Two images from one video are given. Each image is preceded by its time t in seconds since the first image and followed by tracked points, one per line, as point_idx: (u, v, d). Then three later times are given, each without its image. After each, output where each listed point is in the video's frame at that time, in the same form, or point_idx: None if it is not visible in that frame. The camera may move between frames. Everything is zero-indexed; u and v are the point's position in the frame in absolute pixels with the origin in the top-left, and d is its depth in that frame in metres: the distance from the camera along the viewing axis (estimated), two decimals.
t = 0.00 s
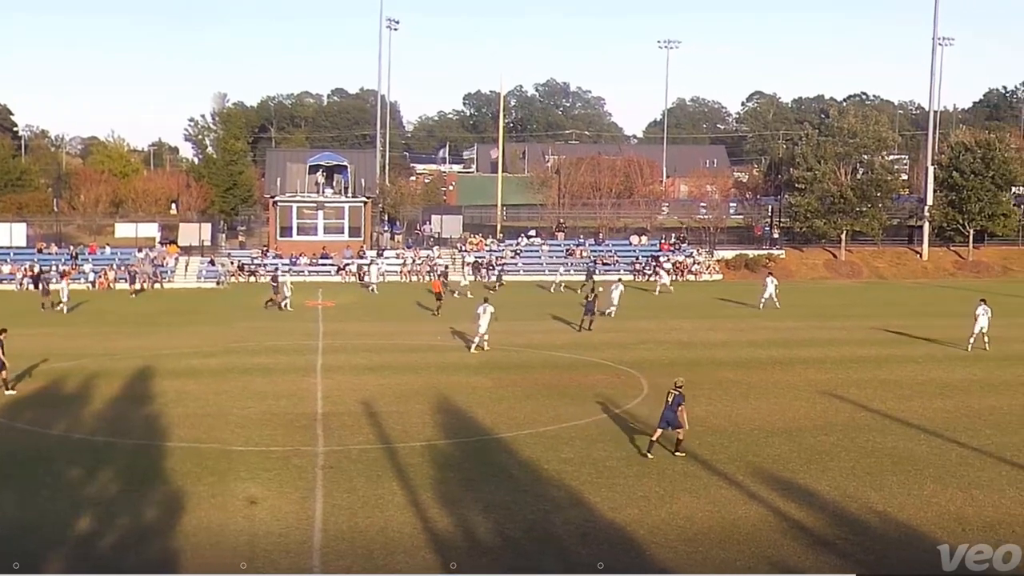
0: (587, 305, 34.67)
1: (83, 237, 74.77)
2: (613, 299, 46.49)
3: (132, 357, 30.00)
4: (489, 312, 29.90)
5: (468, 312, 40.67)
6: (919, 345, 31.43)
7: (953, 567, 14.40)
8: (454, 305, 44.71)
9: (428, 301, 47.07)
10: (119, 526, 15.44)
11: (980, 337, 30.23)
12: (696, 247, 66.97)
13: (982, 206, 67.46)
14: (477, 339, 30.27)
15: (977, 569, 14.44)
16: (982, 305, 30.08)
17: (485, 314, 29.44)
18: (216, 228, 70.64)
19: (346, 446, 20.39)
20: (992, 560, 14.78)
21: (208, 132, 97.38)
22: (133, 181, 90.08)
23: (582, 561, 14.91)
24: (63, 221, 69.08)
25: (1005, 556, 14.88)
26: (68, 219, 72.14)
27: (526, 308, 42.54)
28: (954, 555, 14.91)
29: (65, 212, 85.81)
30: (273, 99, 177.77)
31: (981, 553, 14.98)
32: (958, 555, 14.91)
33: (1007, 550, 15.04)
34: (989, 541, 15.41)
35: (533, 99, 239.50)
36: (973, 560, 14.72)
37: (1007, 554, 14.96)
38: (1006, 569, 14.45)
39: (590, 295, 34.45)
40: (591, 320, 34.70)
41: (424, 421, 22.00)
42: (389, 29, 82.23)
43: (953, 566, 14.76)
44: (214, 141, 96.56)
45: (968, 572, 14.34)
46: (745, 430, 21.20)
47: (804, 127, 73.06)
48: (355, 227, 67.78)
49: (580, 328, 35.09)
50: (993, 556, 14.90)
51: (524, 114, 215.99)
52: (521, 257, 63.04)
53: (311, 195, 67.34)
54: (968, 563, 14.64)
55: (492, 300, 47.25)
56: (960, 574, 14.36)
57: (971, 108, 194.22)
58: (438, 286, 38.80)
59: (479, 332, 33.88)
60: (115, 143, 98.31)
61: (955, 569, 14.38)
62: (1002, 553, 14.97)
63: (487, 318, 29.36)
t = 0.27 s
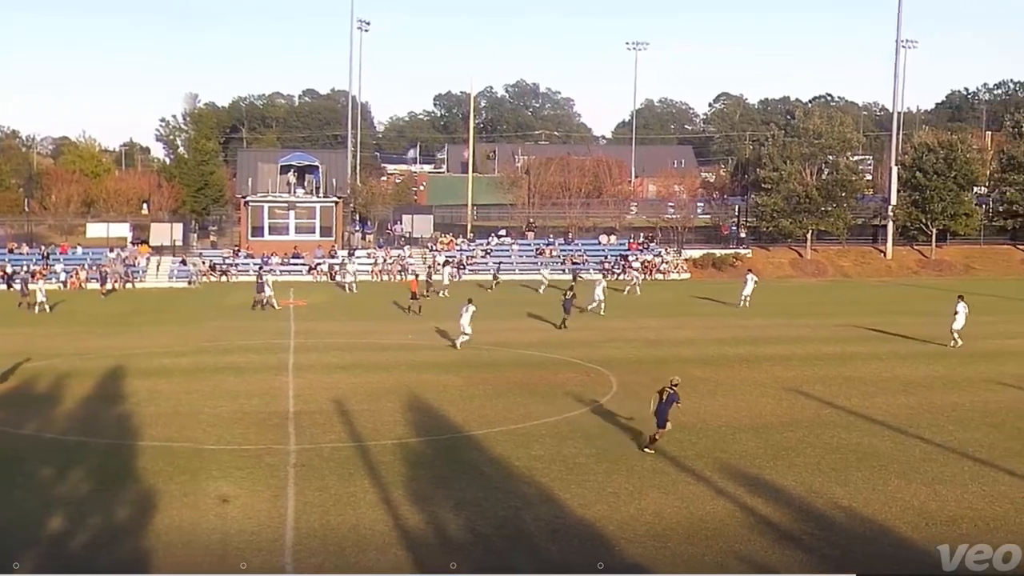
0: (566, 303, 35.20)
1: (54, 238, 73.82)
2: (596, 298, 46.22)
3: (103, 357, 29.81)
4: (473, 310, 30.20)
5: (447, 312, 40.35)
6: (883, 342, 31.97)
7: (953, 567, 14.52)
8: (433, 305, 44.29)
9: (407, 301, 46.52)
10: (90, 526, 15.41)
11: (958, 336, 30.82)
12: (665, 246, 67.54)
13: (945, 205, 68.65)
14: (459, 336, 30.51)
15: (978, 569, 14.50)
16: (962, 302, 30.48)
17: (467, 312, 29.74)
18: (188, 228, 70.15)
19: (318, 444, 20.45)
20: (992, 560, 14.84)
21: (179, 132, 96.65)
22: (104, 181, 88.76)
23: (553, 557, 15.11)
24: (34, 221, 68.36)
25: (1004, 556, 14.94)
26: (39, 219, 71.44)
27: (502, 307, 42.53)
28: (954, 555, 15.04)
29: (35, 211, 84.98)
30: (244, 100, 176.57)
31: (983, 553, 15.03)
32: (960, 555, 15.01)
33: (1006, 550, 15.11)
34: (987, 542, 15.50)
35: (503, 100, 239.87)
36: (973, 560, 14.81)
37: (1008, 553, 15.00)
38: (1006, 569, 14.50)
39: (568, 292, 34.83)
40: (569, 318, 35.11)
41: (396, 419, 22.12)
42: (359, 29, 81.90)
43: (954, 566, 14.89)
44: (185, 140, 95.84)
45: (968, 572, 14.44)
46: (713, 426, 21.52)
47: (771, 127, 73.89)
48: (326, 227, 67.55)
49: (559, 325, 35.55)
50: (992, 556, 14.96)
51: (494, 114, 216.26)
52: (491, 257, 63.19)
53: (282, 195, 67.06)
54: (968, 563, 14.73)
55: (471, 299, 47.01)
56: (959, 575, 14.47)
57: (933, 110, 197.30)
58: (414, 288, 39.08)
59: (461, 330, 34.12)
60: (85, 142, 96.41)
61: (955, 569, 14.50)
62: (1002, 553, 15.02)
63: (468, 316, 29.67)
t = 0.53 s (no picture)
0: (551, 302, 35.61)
1: (27, 238, 72.92)
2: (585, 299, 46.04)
3: (77, 356, 29.63)
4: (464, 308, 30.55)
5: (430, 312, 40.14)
6: (850, 339, 32.49)
7: (954, 567, 14.55)
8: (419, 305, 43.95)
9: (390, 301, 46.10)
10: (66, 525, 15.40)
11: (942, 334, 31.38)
12: (636, 245, 68.06)
13: (909, 205, 69.74)
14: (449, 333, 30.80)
15: (977, 571, 14.54)
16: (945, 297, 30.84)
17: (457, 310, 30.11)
18: (162, 229, 69.63)
19: (291, 442, 20.52)
20: (992, 561, 14.87)
21: (153, 133, 95.74)
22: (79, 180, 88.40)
23: (525, 552, 15.33)
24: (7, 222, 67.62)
25: (1004, 556, 14.99)
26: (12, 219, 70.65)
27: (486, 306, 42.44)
28: (954, 555, 15.07)
29: (9, 211, 84.15)
30: (217, 100, 175.41)
31: (985, 555, 15.06)
32: (961, 557, 15.01)
33: (1006, 549, 15.18)
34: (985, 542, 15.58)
35: (475, 101, 240.11)
36: (974, 561, 14.83)
37: (1007, 556, 15.05)
38: (1006, 569, 14.54)
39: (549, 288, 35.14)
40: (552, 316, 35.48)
41: (369, 417, 22.24)
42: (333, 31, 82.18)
43: (953, 566, 14.92)
44: (159, 141, 94.99)
45: (968, 572, 14.48)
46: (682, 423, 21.83)
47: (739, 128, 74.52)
48: (300, 227, 67.34)
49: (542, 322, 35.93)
50: (993, 555, 15.02)
51: (466, 115, 216.44)
52: (464, 256, 63.38)
53: (256, 195, 66.75)
54: (968, 563, 14.77)
55: (451, 300, 46.89)
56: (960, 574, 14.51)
57: (897, 112, 200.20)
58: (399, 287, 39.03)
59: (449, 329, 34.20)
60: (59, 143, 95.07)
61: (956, 569, 14.52)
62: (1002, 553, 15.09)
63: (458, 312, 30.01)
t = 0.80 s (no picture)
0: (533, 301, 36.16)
1: None
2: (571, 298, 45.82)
3: (48, 356, 29.37)
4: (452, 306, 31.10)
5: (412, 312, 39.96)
6: (817, 337, 32.98)
7: (954, 567, 14.65)
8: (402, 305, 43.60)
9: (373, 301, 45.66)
10: (37, 525, 15.34)
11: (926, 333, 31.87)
12: (606, 245, 68.52)
13: (873, 206, 70.79)
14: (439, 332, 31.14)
15: (977, 569, 14.67)
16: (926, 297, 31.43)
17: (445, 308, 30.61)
18: (132, 228, 68.98)
19: (263, 441, 20.54)
20: (992, 560, 15.02)
21: (124, 133, 94.77)
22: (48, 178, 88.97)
23: (495, 549, 15.50)
24: None
25: (1004, 556, 15.14)
26: None
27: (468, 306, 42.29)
28: (954, 555, 15.15)
29: None
30: (187, 100, 174.02)
31: (985, 554, 15.19)
32: (961, 556, 15.13)
33: (1006, 550, 15.34)
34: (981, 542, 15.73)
35: (445, 101, 239.85)
36: (973, 560, 14.96)
37: (1009, 555, 15.19)
38: (1006, 568, 14.69)
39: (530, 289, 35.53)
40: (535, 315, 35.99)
41: (340, 416, 22.29)
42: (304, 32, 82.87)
43: (954, 566, 15.01)
44: (130, 142, 94.03)
45: (969, 572, 14.59)
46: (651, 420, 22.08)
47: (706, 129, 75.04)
48: (272, 227, 66.98)
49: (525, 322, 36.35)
50: (992, 556, 15.17)
51: (437, 116, 216.45)
52: (434, 256, 63.46)
53: (227, 195, 66.33)
54: (967, 563, 14.88)
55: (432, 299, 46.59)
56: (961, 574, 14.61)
57: (862, 113, 202.73)
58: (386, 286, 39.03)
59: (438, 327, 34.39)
60: (29, 143, 94.11)
61: (957, 569, 14.62)
62: (1002, 553, 15.25)
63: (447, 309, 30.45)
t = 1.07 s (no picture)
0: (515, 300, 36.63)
1: None
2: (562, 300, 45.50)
3: (17, 356, 29.08)
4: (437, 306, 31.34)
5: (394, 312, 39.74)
6: (784, 335, 33.42)
7: (956, 567, 14.74)
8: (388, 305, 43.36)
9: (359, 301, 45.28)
10: (8, 525, 15.26)
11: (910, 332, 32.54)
12: (576, 245, 68.81)
13: (839, 206, 71.67)
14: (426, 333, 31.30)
15: (978, 569, 14.79)
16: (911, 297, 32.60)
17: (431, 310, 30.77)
18: (102, 228, 68.30)
19: (235, 441, 20.52)
20: (993, 560, 15.15)
21: (94, 133, 93.64)
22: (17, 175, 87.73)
23: (467, 547, 15.63)
24: None
25: (1004, 557, 15.26)
26: None
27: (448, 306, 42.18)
28: (954, 555, 15.27)
29: None
30: (158, 100, 172.41)
31: (984, 554, 15.33)
32: (961, 555, 15.25)
33: (1006, 550, 15.46)
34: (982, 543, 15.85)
35: (416, 101, 239.51)
36: (974, 560, 15.08)
37: (1008, 554, 15.32)
38: (1007, 568, 14.83)
39: (512, 289, 35.80)
40: (517, 314, 36.42)
41: (312, 415, 22.30)
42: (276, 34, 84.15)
43: (955, 567, 15.11)
44: (100, 142, 92.95)
45: (970, 572, 14.70)
46: (621, 419, 22.23)
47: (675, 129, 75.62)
48: (243, 227, 66.63)
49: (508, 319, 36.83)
50: (993, 556, 15.29)
51: (408, 117, 216.02)
52: (405, 256, 63.42)
53: (198, 195, 65.89)
54: (969, 564, 14.99)
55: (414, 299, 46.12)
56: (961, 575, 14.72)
57: (827, 116, 205.22)
58: (377, 283, 39.64)
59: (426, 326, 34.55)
60: None
61: (958, 569, 14.72)
62: (1002, 553, 15.37)
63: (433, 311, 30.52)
